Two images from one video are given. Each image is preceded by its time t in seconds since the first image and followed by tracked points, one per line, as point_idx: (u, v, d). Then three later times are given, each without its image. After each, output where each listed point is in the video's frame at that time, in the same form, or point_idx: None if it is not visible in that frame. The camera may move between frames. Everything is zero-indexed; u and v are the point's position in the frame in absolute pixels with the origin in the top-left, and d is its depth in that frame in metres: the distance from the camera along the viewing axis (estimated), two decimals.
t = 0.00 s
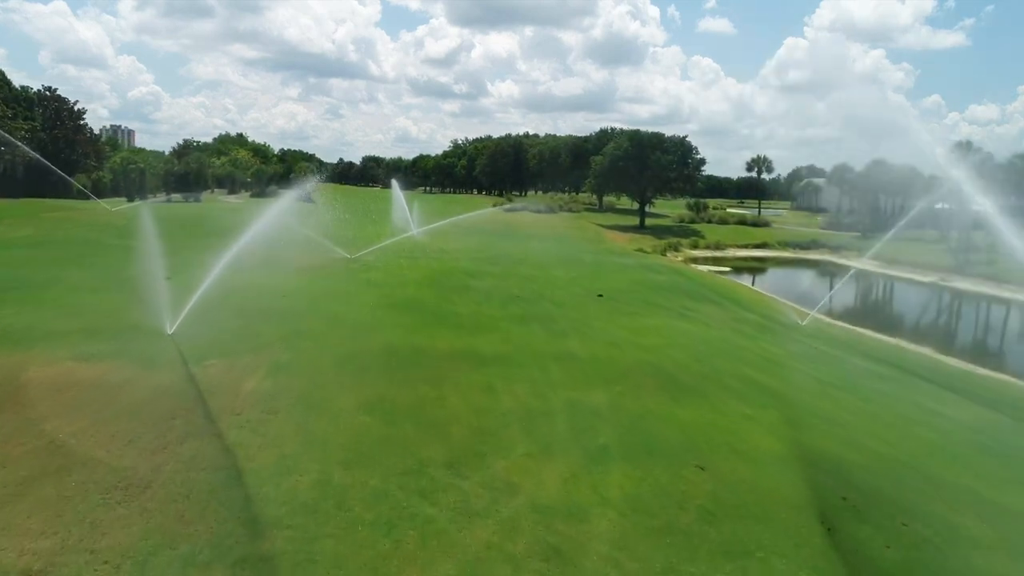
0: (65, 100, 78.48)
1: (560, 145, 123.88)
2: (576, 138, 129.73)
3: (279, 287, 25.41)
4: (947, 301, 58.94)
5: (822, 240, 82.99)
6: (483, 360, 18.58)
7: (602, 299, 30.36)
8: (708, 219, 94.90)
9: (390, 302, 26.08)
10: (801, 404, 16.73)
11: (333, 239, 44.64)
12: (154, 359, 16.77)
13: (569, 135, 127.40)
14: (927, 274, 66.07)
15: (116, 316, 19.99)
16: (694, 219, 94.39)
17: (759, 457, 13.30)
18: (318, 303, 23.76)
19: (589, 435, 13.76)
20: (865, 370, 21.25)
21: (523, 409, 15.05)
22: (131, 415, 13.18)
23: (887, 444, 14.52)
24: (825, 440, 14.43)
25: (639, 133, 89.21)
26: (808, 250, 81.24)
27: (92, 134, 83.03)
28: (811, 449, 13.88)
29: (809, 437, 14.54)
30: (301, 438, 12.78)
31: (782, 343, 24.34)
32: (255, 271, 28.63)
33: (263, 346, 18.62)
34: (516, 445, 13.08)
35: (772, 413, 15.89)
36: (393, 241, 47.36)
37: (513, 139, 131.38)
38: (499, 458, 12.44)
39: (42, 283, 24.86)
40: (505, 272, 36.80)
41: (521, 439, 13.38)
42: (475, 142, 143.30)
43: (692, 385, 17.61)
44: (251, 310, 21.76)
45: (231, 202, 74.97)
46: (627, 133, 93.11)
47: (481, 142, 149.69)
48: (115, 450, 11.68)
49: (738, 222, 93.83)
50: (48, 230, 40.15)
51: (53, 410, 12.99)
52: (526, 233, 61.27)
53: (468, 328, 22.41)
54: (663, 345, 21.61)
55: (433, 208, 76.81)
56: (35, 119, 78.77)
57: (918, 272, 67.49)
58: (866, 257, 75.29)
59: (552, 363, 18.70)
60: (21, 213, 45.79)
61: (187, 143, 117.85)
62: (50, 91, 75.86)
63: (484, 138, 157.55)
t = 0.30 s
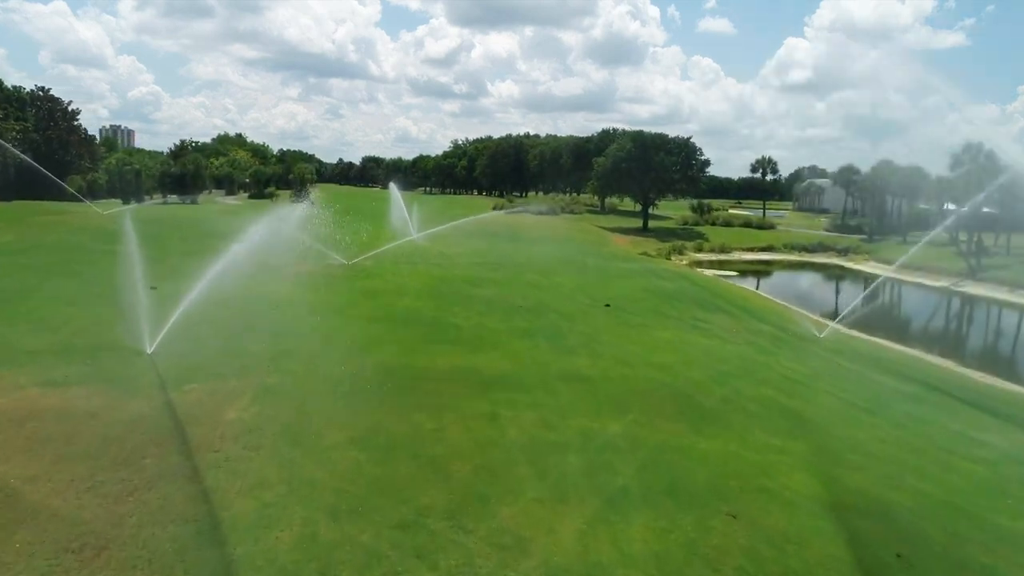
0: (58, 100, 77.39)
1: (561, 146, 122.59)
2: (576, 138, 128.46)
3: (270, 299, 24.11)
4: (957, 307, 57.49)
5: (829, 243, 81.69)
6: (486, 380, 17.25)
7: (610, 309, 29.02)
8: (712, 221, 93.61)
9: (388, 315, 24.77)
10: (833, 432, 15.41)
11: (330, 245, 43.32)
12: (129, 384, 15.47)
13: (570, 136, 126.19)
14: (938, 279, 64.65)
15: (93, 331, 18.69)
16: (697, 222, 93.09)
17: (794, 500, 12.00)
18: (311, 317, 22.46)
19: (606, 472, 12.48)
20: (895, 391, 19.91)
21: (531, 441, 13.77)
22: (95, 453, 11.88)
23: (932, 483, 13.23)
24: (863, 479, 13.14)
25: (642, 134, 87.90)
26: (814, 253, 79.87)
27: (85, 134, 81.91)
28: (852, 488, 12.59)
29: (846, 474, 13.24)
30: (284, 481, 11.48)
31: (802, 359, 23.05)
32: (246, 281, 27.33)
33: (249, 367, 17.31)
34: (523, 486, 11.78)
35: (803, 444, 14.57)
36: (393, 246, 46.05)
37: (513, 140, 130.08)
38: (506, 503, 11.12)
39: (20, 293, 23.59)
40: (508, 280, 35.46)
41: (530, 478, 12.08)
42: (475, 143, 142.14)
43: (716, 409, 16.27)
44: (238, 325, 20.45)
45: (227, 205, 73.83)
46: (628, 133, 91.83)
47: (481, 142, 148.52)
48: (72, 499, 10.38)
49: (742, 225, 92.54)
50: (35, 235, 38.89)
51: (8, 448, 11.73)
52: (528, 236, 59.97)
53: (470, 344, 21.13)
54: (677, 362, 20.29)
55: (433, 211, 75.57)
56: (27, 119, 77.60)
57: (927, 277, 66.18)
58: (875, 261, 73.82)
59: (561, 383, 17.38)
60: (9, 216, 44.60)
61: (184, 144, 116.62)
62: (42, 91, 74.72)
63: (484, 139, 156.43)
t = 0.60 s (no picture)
0: (50, 100, 76.06)
1: (563, 146, 121.18)
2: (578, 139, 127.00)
3: (257, 313, 22.71)
4: (969, 312, 56.07)
5: (835, 246, 80.40)
6: (490, 408, 15.98)
7: (618, 321, 27.72)
8: (716, 223, 92.30)
9: (385, 330, 23.39)
10: (869, 470, 14.19)
11: (326, 253, 41.95)
12: (98, 415, 14.17)
13: (571, 136, 124.76)
14: (948, 283, 63.33)
15: (65, 353, 17.37)
16: (701, 224, 91.77)
17: (834, 562, 10.76)
18: (302, 333, 21.13)
19: (625, 524, 11.23)
20: (927, 418, 18.63)
21: (540, 480, 12.53)
22: (49, 506, 10.59)
23: (983, 537, 12.00)
24: (908, 532, 11.93)
25: (645, 135, 86.59)
26: (821, 256, 78.52)
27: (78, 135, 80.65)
28: (895, 545, 11.40)
29: (887, 525, 12.07)
30: (264, 539, 10.19)
31: (825, 378, 21.76)
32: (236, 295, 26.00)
33: (230, 393, 15.94)
34: (532, 543, 10.55)
35: (837, 485, 13.35)
36: (391, 252, 44.69)
37: (513, 140, 128.65)
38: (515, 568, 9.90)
39: None
40: (511, 289, 34.09)
41: (542, 530, 10.85)
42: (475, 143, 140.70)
43: (739, 440, 15.01)
44: (223, 344, 19.12)
45: (223, 209, 72.53)
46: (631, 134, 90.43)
47: (481, 142, 147.09)
48: (19, 568, 9.13)
49: (747, 227, 91.21)
50: (20, 240, 37.62)
51: None
52: (530, 239, 58.63)
53: (473, 363, 19.83)
54: (693, 384, 19.02)
55: (433, 213, 74.26)
56: (18, 119, 76.32)
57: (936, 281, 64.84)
58: (884, 264, 72.44)
59: (571, 411, 16.11)
60: None
61: (180, 145, 115.32)
62: (32, 91, 73.33)
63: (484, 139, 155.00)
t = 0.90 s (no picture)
0: (42, 100, 74.70)
1: (564, 147, 119.78)
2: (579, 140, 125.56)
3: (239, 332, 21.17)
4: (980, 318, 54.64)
5: (842, 249, 78.89)
6: (490, 439, 14.61)
7: (625, 334, 26.29)
8: (720, 226, 90.93)
9: (377, 346, 21.92)
10: (910, 516, 12.77)
11: (321, 261, 40.54)
12: (55, 452, 12.78)
13: (573, 137, 123.30)
14: (958, 287, 61.94)
15: (29, 378, 16.02)
16: (705, 226, 90.41)
17: None
18: (290, 354, 19.74)
19: None
20: (963, 446, 17.24)
21: (545, 531, 11.13)
22: None
23: None
24: None
25: (649, 136, 85.05)
26: (827, 259, 77.09)
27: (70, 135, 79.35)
28: None
29: None
30: None
31: (848, 399, 20.30)
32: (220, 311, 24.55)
33: (200, 427, 14.40)
34: None
35: (878, 535, 11.95)
36: (388, 258, 43.19)
37: (514, 141, 127.23)
38: None
39: None
40: (512, 297, 32.64)
41: None
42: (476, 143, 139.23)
43: (765, 478, 13.64)
44: (200, 368, 17.65)
45: (218, 212, 71.11)
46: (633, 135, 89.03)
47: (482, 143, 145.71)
48: None
49: (751, 230, 89.84)
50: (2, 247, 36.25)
51: None
52: (531, 243, 57.25)
53: (471, 384, 18.37)
54: (710, 409, 17.60)
55: (432, 215, 72.83)
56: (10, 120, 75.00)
57: (944, 285, 63.37)
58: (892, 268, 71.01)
59: (579, 442, 14.71)
60: None
61: (176, 145, 113.91)
62: (23, 91, 71.95)
63: (485, 140, 153.57)
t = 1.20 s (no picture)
0: (32, 100, 73.45)
1: (565, 148, 118.34)
2: (580, 140, 124.01)
3: (217, 360, 19.81)
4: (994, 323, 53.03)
5: (848, 251, 77.39)
6: (487, 478, 13.13)
7: (633, 348, 24.82)
8: (724, 228, 89.46)
9: (367, 364, 20.41)
10: (965, 571, 11.24)
11: (313, 268, 38.99)
12: None
13: (574, 137, 121.79)
14: (970, 292, 60.28)
15: None
16: (708, 229, 88.99)
17: None
18: (271, 379, 18.30)
19: None
20: (1006, 480, 15.72)
21: None
22: None
23: None
24: None
25: (651, 137, 83.60)
26: (834, 262, 75.56)
27: (61, 136, 78.22)
28: None
29: None
30: None
31: (876, 422, 18.82)
32: (203, 329, 23.11)
33: (163, 466, 12.98)
34: None
35: None
36: (383, 264, 41.67)
37: (515, 141, 125.76)
38: None
39: None
40: (512, 306, 31.14)
41: None
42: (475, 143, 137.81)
43: (796, 526, 12.11)
44: (170, 400, 16.23)
45: (213, 215, 69.75)
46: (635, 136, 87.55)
47: (482, 143, 144.22)
48: None
49: (755, 232, 88.36)
50: None
51: None
52: (532, 248, 55.78)
53: (467, 410, 16.92)
54: (729, 437, 16.11)
55: (431, 218, 71.40)
56: None
57: (956, 289, 61.74)
58: (900, 272, 69.43)
59: (586, 482, 13.19)
60: None
61: (171, 146, 112.66)
62: (14, 91, 70.72)
63: (485, 140, 152.19)
